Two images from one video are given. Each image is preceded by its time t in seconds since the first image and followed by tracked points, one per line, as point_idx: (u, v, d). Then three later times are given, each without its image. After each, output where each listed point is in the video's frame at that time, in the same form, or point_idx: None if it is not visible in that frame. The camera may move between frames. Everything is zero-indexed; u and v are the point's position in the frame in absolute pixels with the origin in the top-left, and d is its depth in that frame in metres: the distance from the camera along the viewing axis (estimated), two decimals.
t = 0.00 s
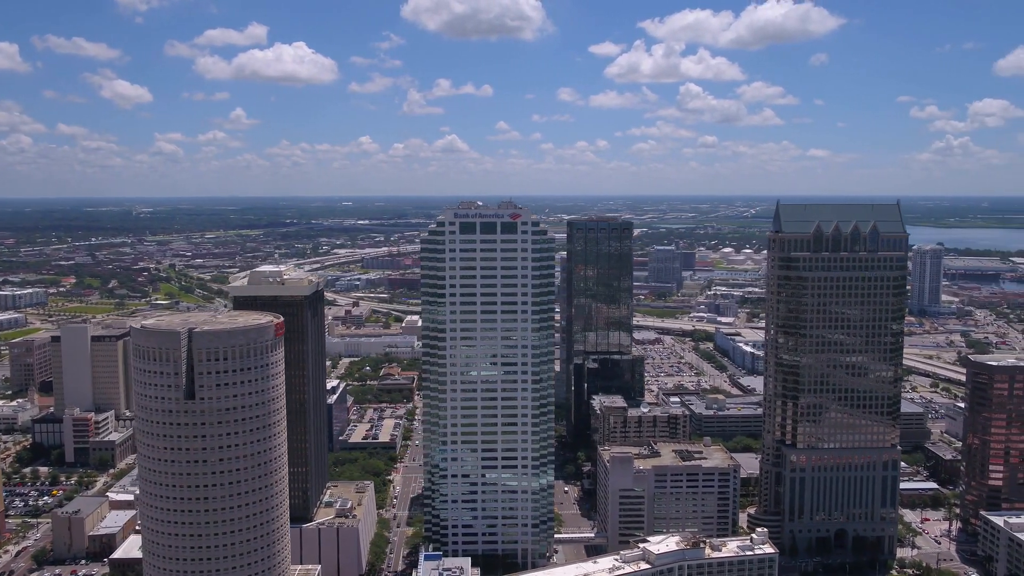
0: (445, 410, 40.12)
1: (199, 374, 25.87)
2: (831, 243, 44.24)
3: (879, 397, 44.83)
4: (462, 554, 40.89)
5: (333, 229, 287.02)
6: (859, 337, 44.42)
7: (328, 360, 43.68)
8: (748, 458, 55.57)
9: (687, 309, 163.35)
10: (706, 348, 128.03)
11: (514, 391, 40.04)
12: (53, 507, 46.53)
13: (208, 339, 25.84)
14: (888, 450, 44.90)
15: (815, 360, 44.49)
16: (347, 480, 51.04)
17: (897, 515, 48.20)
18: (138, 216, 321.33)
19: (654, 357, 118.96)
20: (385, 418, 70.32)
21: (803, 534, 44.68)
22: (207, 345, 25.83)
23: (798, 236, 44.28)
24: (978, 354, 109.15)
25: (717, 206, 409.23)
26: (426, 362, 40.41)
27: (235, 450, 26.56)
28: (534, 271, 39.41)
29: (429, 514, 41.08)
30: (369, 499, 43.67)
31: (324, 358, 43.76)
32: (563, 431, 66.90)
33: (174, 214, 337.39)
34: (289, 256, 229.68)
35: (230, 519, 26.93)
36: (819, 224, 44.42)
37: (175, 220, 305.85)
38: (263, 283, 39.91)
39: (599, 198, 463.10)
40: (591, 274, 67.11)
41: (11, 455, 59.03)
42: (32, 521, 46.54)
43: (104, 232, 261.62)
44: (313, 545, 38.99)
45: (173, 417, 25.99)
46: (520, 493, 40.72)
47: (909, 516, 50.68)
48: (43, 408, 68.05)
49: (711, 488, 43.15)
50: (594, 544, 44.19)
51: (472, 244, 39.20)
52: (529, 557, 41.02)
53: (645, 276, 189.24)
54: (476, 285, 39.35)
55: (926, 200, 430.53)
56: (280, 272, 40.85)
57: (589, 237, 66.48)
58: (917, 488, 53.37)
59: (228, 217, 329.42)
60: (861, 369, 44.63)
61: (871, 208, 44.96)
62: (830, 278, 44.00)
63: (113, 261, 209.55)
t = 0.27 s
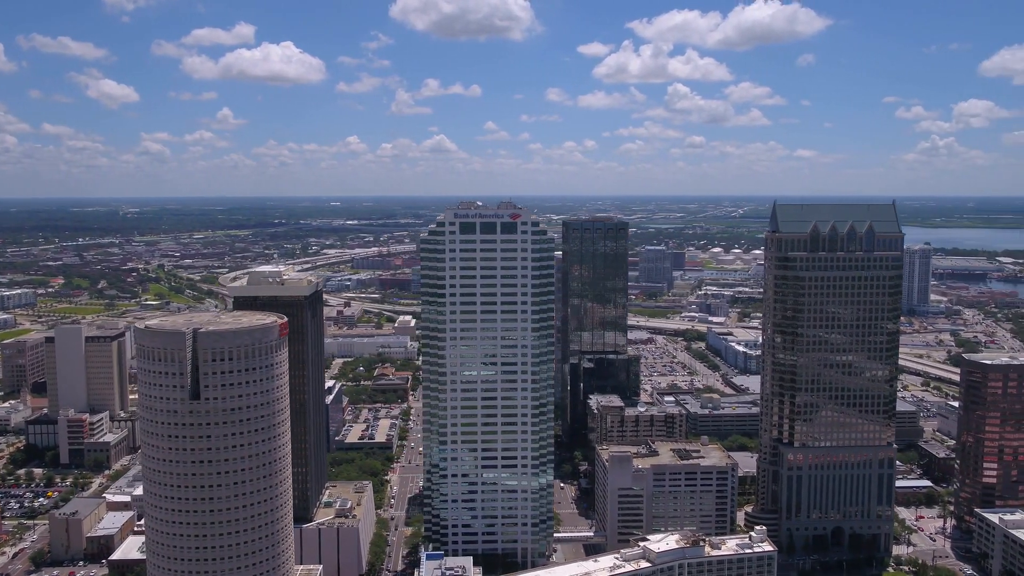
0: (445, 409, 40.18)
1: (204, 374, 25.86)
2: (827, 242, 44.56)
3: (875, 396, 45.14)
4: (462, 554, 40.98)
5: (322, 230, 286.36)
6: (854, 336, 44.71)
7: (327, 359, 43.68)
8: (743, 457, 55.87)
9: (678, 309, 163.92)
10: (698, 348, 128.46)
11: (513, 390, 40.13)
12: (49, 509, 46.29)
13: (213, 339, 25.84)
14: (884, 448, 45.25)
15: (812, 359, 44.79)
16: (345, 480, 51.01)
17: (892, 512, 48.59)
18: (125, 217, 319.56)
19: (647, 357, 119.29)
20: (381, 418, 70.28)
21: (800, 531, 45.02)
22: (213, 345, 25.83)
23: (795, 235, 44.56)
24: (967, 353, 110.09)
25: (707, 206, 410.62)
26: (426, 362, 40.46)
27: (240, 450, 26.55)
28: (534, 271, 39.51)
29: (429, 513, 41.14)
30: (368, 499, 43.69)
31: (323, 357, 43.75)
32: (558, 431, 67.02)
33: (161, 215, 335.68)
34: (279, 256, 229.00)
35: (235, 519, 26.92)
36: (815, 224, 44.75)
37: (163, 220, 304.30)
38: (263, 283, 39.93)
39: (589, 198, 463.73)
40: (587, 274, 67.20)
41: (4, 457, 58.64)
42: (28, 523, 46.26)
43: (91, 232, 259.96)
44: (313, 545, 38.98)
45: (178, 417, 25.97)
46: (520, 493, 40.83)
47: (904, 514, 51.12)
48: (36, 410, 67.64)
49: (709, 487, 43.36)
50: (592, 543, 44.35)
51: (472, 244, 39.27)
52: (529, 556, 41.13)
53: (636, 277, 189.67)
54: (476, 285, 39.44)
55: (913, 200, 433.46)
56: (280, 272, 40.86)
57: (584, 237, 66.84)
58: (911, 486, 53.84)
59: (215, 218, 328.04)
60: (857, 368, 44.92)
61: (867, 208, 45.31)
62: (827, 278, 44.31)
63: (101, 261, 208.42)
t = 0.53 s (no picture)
0: (446, 409, 40.25)
1: (211, 374, 25.86)
2: (826, 242, 44.81)
3: (873, 396, 45.40)
4: (463, 553, 41.05)
5: (313, 230, 285.94)
6: (852, 335, 44.98)
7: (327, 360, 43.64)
8: (741, 456, 56.11)
9: (671, 308, 164.34)
10: (692, 347, 128.84)
11: (514, 390, 40.23)
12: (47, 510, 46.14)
13: (219, 340, 25.83)
14: (881, 447, 45.53)
15: (810, 359, 45.04)
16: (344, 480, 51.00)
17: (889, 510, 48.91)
18: (114, 217, 317.97)
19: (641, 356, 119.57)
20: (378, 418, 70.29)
21: (799, 530, 45.26)
22: (219, 345, 25.83)
23: (793, 236, 44.81)
24: (958, 352, 110.89)
25: (695, 206, 411.66)
26: (426, 362, 40.50)
27: (245, 450, 26.56)
28: (534, 271, 39.60)
29: (429, 513, 41.20)
30: (368, 499, 43.70)
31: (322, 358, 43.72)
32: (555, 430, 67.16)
33: (151, 215, 334.19)
34: (271, 257, 228.57)
35: (241, 519, 26.95)
36: (814, 224, 45.01)
37: (153, 220, 303.14)
38: (263, 284, 39.86)
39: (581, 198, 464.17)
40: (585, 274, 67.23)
41: None
42: (26, 525, 46.11)
43: (81, 232, 258.66)
44: (314, 545, 38.98)
45: (184, 417, 25.97)
46: (520, 492, 40.93)
47: (900, 512, 51.47)
48: (31, 411, 67.39)
49: (709, 486, 43.54)
50: (592, 542, 44.49)
51: (472, 244, 39.34)
52: (529, 555, 41.23)
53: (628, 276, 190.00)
54: (476, 286, 39.49)
55: (902, 200, 435.88)
56: (280, 273, 40.80)
57: (581, 237, 66.85)
58: (907, 484, 54.21)
59: (205, 218, 326.80)
60: (855, 367, 45.18)
61: (865, 208, 45.58)
62: (825, 277, 44.56)
63: (91, 262, 207.46)
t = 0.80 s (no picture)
0: (446, 409, 40.35)
1: (217, 375, 25.89)
2: (823, 242, 45.14)
3: (869, 395, 45.74)
4: (463, 553, 41.14)
5: (304, 231, 285.24)
6: (848, 334, 45.29)
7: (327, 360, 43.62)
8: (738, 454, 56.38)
9: (663, 308, 164.77)
10: (685, 347, 129.25)
11: (514, 390, 40.36)
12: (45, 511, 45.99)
13: (225, 340, 25.86)
14: (878, 445, 45.88)
15: (808, 358, 45.34)
16: (342, 480, 51.00)
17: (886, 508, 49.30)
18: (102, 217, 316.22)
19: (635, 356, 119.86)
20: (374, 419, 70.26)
21: (797, 528, 45.55)
22: (225, 345, 25.85)
23: (791, 235, 45.12)
24: (949, 351, 111.69)
25: (685, 206, 412.61)
26: (426, 362, 40.59)
27: (251, 451, 26.59)
28: (534, 271, 39.72)
29: (430, 513, 41.28)
30: (368, 499, 43.72)
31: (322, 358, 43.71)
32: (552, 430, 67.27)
33: (140, 215, 332.46)
34: (262, 257, 227.81)
35: (247, 520, 26.99)
36: (811, 223, 45.29)
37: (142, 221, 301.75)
38: (263, 284, 39.83)
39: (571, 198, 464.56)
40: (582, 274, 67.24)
41: None
42: (24, 526, 45.95)
43: (70, 233, 257.19)
44: (315, 545, 38.99)
45: (190, 418, 25.99)
46: (521, 492, 41.04)
47: (896, 510, 51.88)
48: (25, 412, 67.04)
49: (708, 485, 43.77)
50: (591, 541, 44.64)
51: (472, 244, 39.44)
52: (530, 554, 41.36)
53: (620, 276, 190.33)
54: (477, 286, 39.59)
55: (891, 200, 438.32)
56: (280, 273, 40.77)
57: (578, 237, 66.83)
58: (902, 482, 54.62)
59: (194, 218, 325.39)
60: (852, 366, 45.49)
61: (861, 208, 45.92)
62: (823, 277, 44.89)
63: (80, 262, 206.30)
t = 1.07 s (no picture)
0: (446, 408, 40.49)
1: (222, 375, 25.94)
2: (819, 242, 45.49)
3: (865, 394, 46.15)
4: (463, 552, 41.25)
5: (293, 231, 284.31)
6: (844, 333, 45.69)
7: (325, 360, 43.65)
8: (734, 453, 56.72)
9: (654, 308, 165.25)
10: (677, 347, 129.70)
11: (513, 389, 40.53)
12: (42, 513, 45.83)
13: (231, 340, 25.91)
14: (873, 444, 46.29)
15: (805, 357, 45.71)
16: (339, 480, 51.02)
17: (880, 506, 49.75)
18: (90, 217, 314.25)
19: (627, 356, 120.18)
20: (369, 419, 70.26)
21: (793, 526, 45.88)
22: (231, 346, 25.90)
23: (787, 235, 45.45)
24: (937, 349, 112.65)
25: (675, 206, 413.59)
26: (426, 362, 40.72)
27: (256, 451, 26.66)
28: (534, 271, 39.90)
29: (429, 513, 41.40)
30: (367, 499, 43.78)
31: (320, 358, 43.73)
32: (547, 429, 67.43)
33: (127, 216, 330.56)
34: (251, 258, 227.03)
35: (252, 520, 27.04)
36: (807, 223, 45.64)
37: (129, 222, 300.13)
38: (263, 285, 39.84)
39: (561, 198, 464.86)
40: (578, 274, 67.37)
41: None
42: (21, 528, 45.78)
43: (57, 233, 255.45)
44: (315, 545, 39.04)
45: (196, 418, 26.05)
46: (520, 491, 41.19)
47: (890, 508, 52.36)
48: (17, 413, 66.69)
49: (705, 483, 44.05)
50: (590, 540, 44.84)
51: (472, 244, 39.59)
52: (529, 553, 41.53)
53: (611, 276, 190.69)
54: (477, 286, 39.73)
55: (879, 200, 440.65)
56: (280, 274, 40.79)
57: (574, 238, 66.98)
58: (896, 480, 55.11)
59: (182, 218, 323.75)
60: (847, 365, 45.90)
61: (856, 209, 46.32)
62: (818, 277, 45.28)
63: (68, 263, 204.94)
